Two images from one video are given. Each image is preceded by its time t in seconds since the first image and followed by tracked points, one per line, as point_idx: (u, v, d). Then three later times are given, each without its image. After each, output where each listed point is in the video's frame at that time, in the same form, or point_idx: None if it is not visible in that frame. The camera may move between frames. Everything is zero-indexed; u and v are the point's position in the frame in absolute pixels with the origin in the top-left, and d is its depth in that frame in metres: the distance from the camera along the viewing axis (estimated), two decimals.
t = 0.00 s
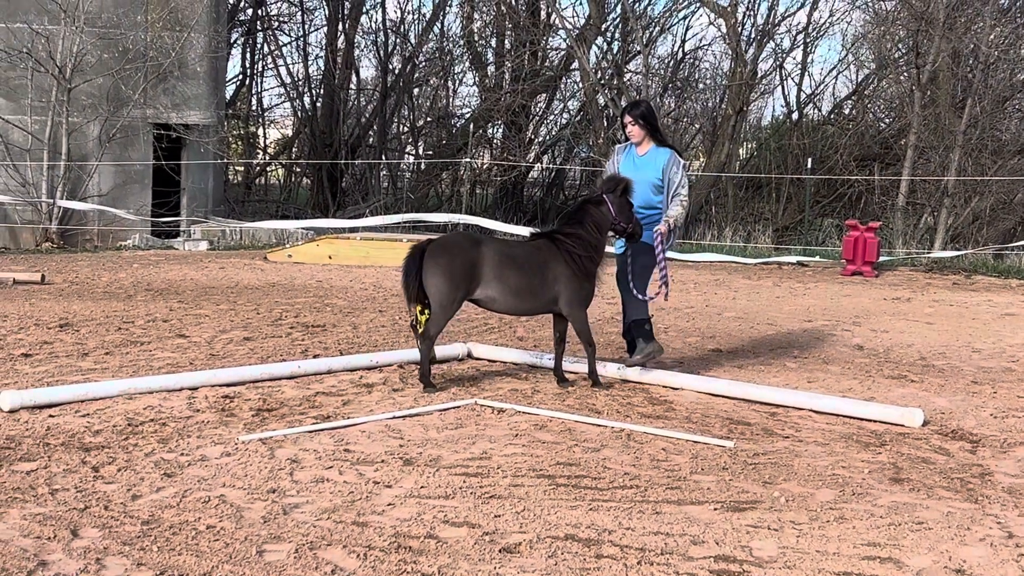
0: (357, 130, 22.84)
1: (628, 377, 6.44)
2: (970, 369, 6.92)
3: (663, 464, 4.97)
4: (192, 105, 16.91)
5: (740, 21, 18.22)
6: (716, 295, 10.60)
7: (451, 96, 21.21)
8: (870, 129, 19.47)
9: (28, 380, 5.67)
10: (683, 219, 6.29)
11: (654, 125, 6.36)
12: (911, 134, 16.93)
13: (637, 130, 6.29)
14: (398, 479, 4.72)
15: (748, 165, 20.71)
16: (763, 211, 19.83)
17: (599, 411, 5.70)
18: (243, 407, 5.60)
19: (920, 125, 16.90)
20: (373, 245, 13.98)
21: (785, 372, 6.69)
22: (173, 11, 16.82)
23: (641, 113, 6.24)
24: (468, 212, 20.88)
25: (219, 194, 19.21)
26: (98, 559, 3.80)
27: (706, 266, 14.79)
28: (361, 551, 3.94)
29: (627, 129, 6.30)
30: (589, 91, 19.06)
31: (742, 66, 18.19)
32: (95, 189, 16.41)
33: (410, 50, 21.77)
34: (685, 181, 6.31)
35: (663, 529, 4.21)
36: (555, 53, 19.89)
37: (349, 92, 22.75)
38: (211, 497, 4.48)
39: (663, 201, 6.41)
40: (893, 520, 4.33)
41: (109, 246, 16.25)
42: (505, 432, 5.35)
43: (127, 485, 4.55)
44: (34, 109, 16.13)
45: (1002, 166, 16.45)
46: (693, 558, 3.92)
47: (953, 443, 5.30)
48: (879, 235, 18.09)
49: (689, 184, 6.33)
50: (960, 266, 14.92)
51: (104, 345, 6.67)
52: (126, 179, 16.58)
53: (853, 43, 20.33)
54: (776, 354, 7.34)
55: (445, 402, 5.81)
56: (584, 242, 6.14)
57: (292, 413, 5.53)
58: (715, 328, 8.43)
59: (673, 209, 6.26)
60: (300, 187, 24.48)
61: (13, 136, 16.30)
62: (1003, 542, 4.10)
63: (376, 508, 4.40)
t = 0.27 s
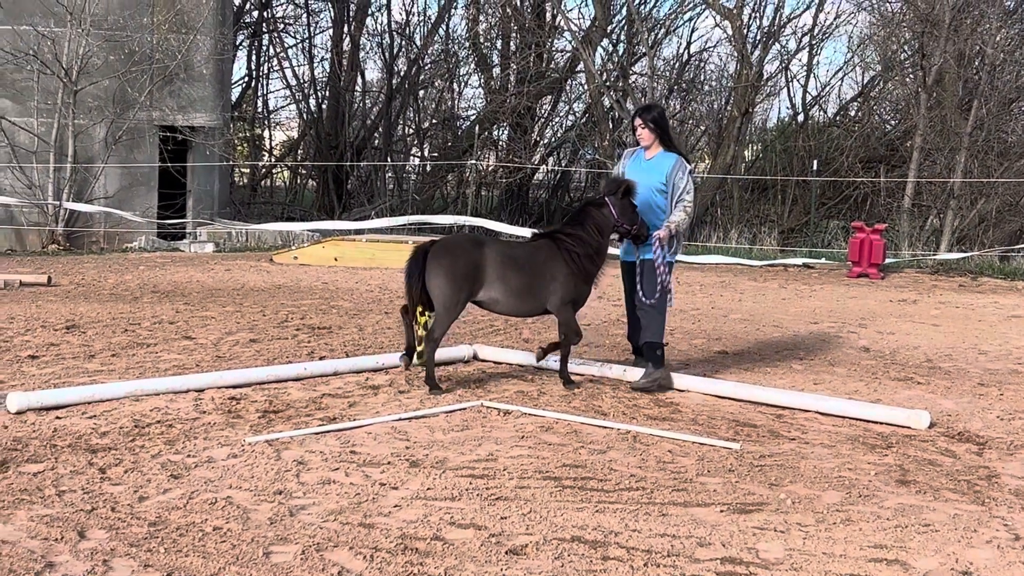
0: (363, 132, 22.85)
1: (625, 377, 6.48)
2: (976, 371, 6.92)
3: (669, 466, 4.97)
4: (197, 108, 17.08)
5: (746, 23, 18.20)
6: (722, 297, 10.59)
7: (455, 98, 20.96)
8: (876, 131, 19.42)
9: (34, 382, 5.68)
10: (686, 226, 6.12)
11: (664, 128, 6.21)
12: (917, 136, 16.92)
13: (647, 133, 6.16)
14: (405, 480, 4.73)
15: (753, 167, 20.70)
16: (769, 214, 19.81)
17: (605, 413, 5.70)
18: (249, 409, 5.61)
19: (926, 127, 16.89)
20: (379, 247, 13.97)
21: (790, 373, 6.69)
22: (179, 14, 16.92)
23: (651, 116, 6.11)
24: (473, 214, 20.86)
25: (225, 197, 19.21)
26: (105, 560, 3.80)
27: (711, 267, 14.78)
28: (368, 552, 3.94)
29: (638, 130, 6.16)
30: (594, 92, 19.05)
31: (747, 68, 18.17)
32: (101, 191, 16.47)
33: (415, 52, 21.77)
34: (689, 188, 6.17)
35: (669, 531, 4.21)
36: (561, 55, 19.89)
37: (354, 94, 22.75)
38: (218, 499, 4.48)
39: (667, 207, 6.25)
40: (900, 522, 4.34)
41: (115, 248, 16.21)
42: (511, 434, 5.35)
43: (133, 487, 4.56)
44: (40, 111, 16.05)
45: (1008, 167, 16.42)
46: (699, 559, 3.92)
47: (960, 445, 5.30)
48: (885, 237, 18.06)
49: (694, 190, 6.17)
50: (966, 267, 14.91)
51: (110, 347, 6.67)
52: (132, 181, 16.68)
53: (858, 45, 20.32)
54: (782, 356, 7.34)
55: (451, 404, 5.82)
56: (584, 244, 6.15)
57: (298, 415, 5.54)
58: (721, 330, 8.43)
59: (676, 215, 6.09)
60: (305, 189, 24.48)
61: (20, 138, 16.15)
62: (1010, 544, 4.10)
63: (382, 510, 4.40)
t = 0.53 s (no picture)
0: (371, 134, 22.84)
1: (634, 380, 6.49)
2: (985, 374, 6.91)
3: (678, 468, 4.97)
4: (207, 110, 16.90)
5: (755, 25, 18.17)
6: (731, 299, 10.59)
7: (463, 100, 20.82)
8: (885, 134, 19.52)
9: (44, 384, 5.69)
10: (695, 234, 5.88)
11: (685, 131, 6.00)
12: (926, 138, 16.90)
13: (667, 133, 5.97)
14: (414, 483, 4.73)
15: (762, 169, 20.69)
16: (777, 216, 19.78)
17: (614, 415, 5.70)
18: (258, 411, 5.61)
19: (935, 129, 16.88)
20: (387, 250, 13.96)
21: (799, 376, 6.68)
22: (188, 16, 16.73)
23: (670, 116, 5.93)
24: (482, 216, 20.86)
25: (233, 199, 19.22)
26: (114, 562, 3.81)
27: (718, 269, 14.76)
28: (377, 555, 3.94)
29: (656, 131, 5.99)
30: (603, 95, 19.04)
31: (756, 70, 18.15)
32: (110, 194, 16.45)
33: (424, 54, 21.77)
34: (704, 194, 5.91)
35: (678, 534, 4.21)
36: (569, 57, 19.89)
37: (363, 97, 22.76)
38: (227, 501, 4.49)
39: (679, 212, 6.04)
40: (910, 525, 4.33)
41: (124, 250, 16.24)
42: (520, 436, 5.35)
43: (143, 489, 4.56)
44: (49, 114, 16.03)
45: (1018, 170, 16.39)
46: (708, 562, 3.92)
47: (969, 448, 5.29)
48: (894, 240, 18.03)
49: (709, 199, 5.92)
50: (975, 270, 14.89)
51: (119, 349, 6.68)
52: (141, 184, 16.59)
53: (867, 47, 20.31)
54: (791, 358, 7.33)
55: (459, 406, 5.81)
56: (579, 247, 6.08)
57: (307, 417, 5.54)
58: (729, 333, 8.42)
59: (683, 222, 5.87)
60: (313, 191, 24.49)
61: (28, 140, 16.22)
62: (1020, 548, 4.09)
63: (391, 512, 4.40)
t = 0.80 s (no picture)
0: (377, 136, 22.81)
1: (640, 381, 6.48)
2: (993, 376, 6.90)
3: (685, 470, 4.96)
4: (214, 112, 17.02)
5: (761, 26, 18.13)
6: (738, 301, 10.58)
7: (470, 102, 21.26)
8: (892, 135, 19.43)
9: (52, 386, 5.69)
10: (700, 237, 5.84)
11: (696, 133, 5.93)
12: (933, 140, 16.87)
13: (676, 135, 5.92)
14: (420, 484, 4.73)
15: (768, 171, 20.62)
16: (785, 217, 19.69)
17: (621, 417, 5.69)
18: (266, 413, 5.61)
19: (942, 131, 16.85)
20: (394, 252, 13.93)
21: (807, 378, 6.67)
22: (195, 19, 16.77)
23: (678, 118, 5.88)
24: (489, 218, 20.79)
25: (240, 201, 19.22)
26: (122, 564, 3.81)
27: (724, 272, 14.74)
28: (384, 556, 3.94)
29: (666, 133, 5.93)
30: (609, 96, 19.01)
31: (763, 71, 18.14)
32: (117, 196, 16.41)
33: (430, 56, 21.74)
34: (713, 197, 5.86)
35: (685, 536, 4.20)
36: (576, 59, 19.87)
37: (369, 99, 22.72)
38: (235, 502, 4.49)
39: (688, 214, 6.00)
40: (917, 526, 4.33)
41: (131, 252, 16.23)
42: (527, 438, 5.35)
43: (150, 490, 4.57)
44: (57, 116, 16.03)
45: None
46: (716, 564, 3.91)
47: (977, 449, 5.29)
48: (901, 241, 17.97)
49: (717, 201, 5.86)
50: (983, 272, 14.86)
51: (126, 351, 6.69)
52: (148, 186, 16.57)
53: (874, 49, 20.25)
54: (798, 360, 7.32)
55: (466, 408, 5.82)
56: (567, 249, 6.13)
57: (314, 419, 5.54)
58: (736, 334, 8.42)
59: (688, 225, 5.84)
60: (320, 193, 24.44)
61: (36, 143, 16.19)
62: None
63: (398, 514, 4.40)
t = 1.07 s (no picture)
0: (386, 138, 22.80)
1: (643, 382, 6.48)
2: (1003, 379, 6.88)
3: (694, 473, 4.96)
4: (222, 115, 16.82)
5: (770, 29, 18.12)
6: (746, 304, 10.56)
7: (479, 105, 21.21)
8: (901, 138, 19.39)
9: (61, 389, 5.71)
10: (703, 241, 5.81)
11: (702, 136, 5.90)
12: (942, 142, 16.85)
13: (682, 139, 5.89)
14: (429, 487, 4.73)
15: (777, 173, 20.60)
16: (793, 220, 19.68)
17: (629, 420, 5.69)
18: (274, 415, 5.61)
19: (951, 133, 16.82)
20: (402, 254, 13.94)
21: (815, 381, 6.66)
22: (202, 21, 16.75)
23: (683, 122, 5.85)
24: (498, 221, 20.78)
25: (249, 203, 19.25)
26: (130, 566, 3.81)
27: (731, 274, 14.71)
28: (392, 559, 3.94)
29: (670, 136, 5.92)
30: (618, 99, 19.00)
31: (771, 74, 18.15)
32: (127, 199, 16.31)
33: (439, 59, 21.73)
34: (716, 202, 5.86)
35: (693, 539, 4.20)
36: (584, 62, 19.87)
37: (378, 101, 22.74)
38: (243, 505, 4.49)
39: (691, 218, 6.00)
40: (926, 530, 4.31)
41: (140, 255, 16.02)
42: (535, 441, 5.35)
43: (159, 493, 4.57)
44: (66, 119, 16.03)
45: None
46: (725, 568, 3.91)
47: (987, 452, 5.28)
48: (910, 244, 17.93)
49: (721, 205, 5.86)
50: (991, 274, 14.83)
51: (135, 353, 6.70)
52: (156, 188, 16.44)
53: (883, 51, 20.23)
54: (806, 363, 7.30)
55: (474, 411, 5.81)
56: (560, 250, 6.04)
57: (323, 422, 5.55)
58: (744, 337, 8.41)
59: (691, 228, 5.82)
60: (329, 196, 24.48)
61: (46, 146, 16.15)
62: None
63: (406, 517, 4.40)
